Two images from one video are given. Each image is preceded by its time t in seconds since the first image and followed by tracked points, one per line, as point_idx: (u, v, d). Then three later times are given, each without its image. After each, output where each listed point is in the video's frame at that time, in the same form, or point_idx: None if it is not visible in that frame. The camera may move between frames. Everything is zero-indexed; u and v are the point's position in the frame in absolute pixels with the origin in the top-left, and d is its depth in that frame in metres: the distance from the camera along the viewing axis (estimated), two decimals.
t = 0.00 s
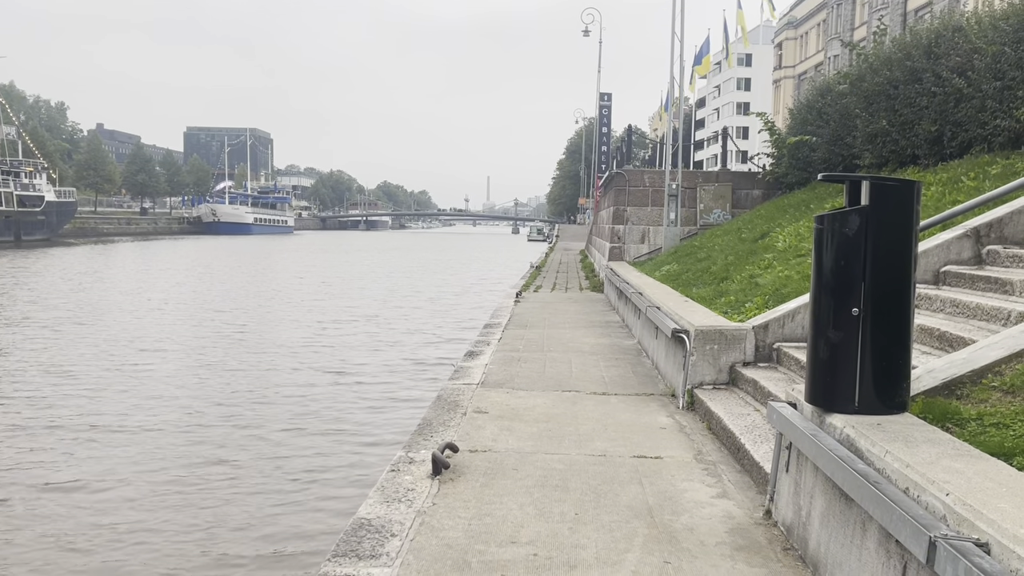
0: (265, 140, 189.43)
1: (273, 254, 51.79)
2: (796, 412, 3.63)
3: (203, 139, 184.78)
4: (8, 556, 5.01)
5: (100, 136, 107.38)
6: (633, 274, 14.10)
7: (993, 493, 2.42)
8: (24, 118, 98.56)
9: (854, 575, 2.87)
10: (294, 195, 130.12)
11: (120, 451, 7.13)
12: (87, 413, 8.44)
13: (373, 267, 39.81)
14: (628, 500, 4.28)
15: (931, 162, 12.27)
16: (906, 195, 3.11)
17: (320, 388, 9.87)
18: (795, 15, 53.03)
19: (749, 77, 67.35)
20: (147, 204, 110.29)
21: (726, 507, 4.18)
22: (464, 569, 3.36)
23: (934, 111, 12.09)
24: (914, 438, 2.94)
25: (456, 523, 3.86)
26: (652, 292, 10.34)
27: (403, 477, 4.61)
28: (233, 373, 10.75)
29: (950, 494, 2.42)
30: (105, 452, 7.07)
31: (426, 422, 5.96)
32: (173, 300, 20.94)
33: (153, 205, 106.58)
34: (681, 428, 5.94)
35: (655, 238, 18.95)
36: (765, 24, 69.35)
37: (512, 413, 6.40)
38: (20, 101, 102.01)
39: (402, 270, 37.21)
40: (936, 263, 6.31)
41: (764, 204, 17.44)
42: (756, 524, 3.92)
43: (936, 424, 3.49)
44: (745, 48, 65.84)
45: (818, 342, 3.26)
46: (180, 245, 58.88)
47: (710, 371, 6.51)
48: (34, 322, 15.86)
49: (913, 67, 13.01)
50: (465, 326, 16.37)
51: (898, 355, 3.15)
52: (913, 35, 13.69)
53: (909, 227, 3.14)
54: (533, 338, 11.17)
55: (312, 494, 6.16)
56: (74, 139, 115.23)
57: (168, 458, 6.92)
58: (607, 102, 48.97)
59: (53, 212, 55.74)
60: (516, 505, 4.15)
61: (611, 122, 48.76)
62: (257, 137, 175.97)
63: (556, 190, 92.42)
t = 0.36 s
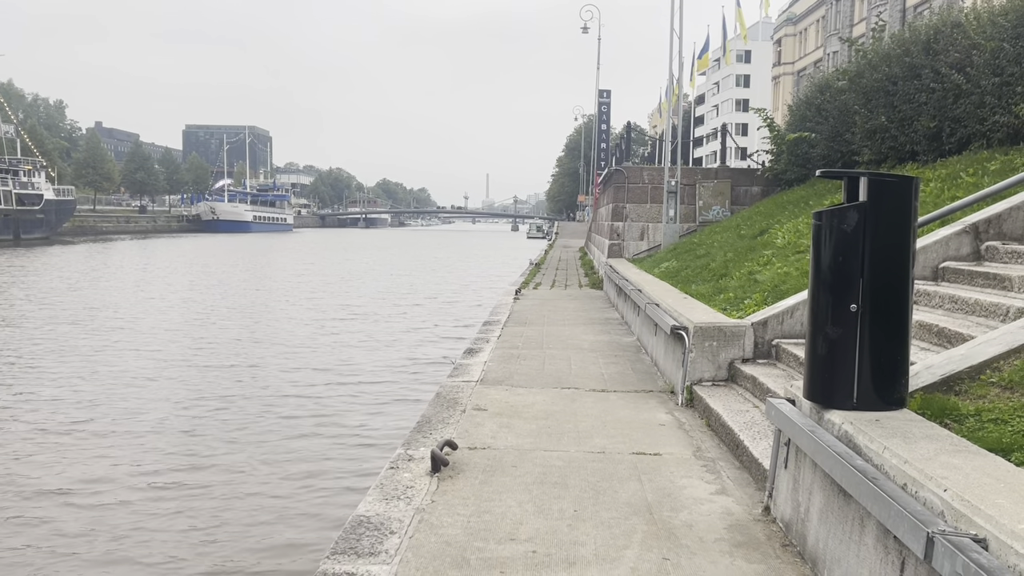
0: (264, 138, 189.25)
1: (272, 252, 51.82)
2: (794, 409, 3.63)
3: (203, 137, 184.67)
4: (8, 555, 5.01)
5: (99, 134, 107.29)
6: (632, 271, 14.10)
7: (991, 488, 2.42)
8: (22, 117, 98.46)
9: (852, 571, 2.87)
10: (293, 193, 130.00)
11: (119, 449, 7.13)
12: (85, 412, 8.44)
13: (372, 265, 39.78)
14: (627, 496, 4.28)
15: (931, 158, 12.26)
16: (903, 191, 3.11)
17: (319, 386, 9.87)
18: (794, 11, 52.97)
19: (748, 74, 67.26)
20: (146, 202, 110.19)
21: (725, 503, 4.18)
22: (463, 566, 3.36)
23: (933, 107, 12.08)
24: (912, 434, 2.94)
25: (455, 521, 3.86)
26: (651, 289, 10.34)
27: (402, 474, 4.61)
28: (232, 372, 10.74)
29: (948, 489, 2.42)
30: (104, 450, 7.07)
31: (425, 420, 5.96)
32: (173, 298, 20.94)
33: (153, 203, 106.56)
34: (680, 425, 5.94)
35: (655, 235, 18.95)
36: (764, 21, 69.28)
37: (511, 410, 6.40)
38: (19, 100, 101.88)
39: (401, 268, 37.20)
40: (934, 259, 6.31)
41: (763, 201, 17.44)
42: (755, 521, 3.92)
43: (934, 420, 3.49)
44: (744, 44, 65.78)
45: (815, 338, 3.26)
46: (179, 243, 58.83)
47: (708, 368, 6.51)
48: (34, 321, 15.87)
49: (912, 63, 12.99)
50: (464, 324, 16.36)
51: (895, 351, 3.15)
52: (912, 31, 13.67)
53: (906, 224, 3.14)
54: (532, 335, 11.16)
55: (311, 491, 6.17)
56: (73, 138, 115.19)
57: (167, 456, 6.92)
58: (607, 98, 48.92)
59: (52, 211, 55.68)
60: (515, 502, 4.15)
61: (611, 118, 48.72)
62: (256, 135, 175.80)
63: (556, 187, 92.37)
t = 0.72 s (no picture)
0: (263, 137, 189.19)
1: (273, 251, 51.87)
2: (794, 406, 3.63)
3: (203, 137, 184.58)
4: (8, 554, 5.02)
5: (98, 133, 107.20)
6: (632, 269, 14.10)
7: (989, 486, 2.42)
8: (21, 116, 98.38)
9: (850, 568, 2.88)
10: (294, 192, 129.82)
11: (119, 448, 7.13)
12: (86, 411, 8.45)
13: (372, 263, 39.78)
14: (626, 494, 4.28)
15: (930, 155, 12.26)
16: (902, 189, 3.12)
17: (320, 385, 9.88)
18: (794, 9, 52.92)
19: (748, 72, 67.24)
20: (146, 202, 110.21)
21: (724, 501, 4.19)
22: (462, 564, 3.36)
23: (932, 105, 12.08)
24: (910, 432, 2.95)
25: (455, 519, 3.87)
26: (651, 286, 10.33)
27: (402, 473, 4.62)
28: (232, 371, 10.74)
29: (946, 487, 2.43)
30: (104, 449, 7.08)
31: (425, 418, 5.97)
32: (173, 297, 20.95)
33: (153, 203, 106.57)
34: (680, 423, 5.94)
35: (654, 233, 18.95)
36: (763, 18, 69.27)
37: (510, 408, 6.40)
38: (19, 99, 101.86)
39: (401, 266, 37.22)
40: (934, 256, 6.31)
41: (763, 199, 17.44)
42: (754, 518, 3.93)
43: (933, 418, 3.49)
44: (744, 42, 65.75)
45: (814, 336, 3.26)
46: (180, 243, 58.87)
47: (708, 366, 6.51)
48: (34, 320, 15.87)
49: (912, 61, 12.99)
50: (464, 322, 16.37)
51: (895, 348, 3.16)
52: (911, 29, 13.67)
53: (905, 222, 3.14)
54: (532, 333, 11.17)
55: (312, 490, 6.18)
56: (73, 137, 115.27)
57: (167, 455, 6.93)
58: (606, 96, 48.95)
59: (52, 211, 55.71)
60: (515, 501, 4.16)
61: (610, 116, 48.72)
62: (255, 134, 175.75)
63: (556, 185, 92.35)
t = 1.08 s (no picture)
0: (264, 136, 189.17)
1: (274, 250, 51.90)
2: (795, 405, 3.64)
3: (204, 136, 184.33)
4: (12, 552, 5.03)
5: (99, 133, 107.29)
6: (633, 268, 14.12)
7: (991, 484, 2.43)
8: (22, 115, 98.32)
9: (852, 565, 2.89)
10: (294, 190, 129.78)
11: (122, 447, 7.14)
12: (88, 410, 8.46)
13: (373, 262, 39.77)
14: (628, 493, 4.30)
15: (931, 153, 12.26)
16: (903, 187, 3.12)
17: (322, 384, 9.90)
18: (794, 6, 52.88)
19: (749, 69, 67.18)
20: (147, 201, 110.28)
21: (726, 499, 4.20)
22: (465, 563, 3.37)
23: (933, 103, 12.08)
24: (911, 430, 2.96)
25: (457, 518, 3.88)
26: (653, 285, 10.34)
27: (404, 472, 4.63)
28: (234, 370, 10.76)
29: (947, 485, 2.44)
30: (107, 448, 7.10)
31: (427, 417, 5.98)
32: (174, 296, 20.98)
33: (154, 202, 106.59)
34: (681, 421, 5.95)
35: (655, 231, 18.96)
36: (764, 16, 69.24)
37: (512, 407, 6.42)
38: (19, 98, 101.86)
39: (402, 265, 37.21)
40: (935, 254, 6.31)
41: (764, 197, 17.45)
42: (755, 516, 3.94)
43: (933, 416, 3.50)
44: (744, 40, 65.71)
45: (815, 335, 3.27)
46: (181, 242, 58.88)
47: (709, 364, 6.52)
48: (36, 319, 15.89)
49: (912, 58, 12.98)
50: (465, 321, 16.39)
51: (895, 347, 3.16)
52: (912, 27, 13.67)
53: (906, 220, 3.15)
54: (533, 332, 11.18)
55: (314, 488, 6.19)
56: (73, 136, 115.37)
57: (170, 454, 6.94)
58: (606, 95, 48.93)
59: (53, 210, 55.77)
60: (517, 499, 4.17)
61: (611, 115, 48.72)
62: (255, 132, 175.74)
63: (556, 183, 92.38)
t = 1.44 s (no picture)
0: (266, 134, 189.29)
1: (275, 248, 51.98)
2: (797, 402, 3.64)
3: (205, 134, 184.14)
4: (15, 550, 5.05)
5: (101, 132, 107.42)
6: (634, 265, 14.14)
7: (992, 480, 2.44)
8: (25, 114, 98.54)
9: (854, 562, 2.89)
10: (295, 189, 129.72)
11: (125, 445, 7.16)
12: (92, 408, 8.49)
13: (375, 260, 39.83)
14: (630, 490, 4.30)
15: (933, 150, 12.25)
16: (904, 184, 3.12)
17: (324, 382, 9.93)
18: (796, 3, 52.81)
19: (750, 67, 67.11)
20: (149, 199, 110.42)
21: (728, 496, 4.20)
22: (468, 559, 3.38)
23: (935, 100, 12.06)
24: (913, 426, 2.96)
25: (460, 514, 3.89)
26: (655, 282, 10.33)
27: (407, 469, 4.64)
28: (236, 368, 10.78)
29: (948, 481, 2.44)
30: (110, 446, 7.12)
31: (429, 414, 5.99)
32: (177, 295, 21.03)
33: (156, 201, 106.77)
34: (683, 418, 5.96)
35: (657, 229, 18.96)
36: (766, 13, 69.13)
37: (514, 404, 6.43)
38: (21, 96, 101.94)
39: (404, 263, 37.25)
40: (937, 251, 6.31)
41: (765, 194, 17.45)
42: (757, 513, 3.95)
43: (935, 412, 3.50)
44: (746, 37, 65.64)
45: (818, 331, 3.28)
46: (183, 240, 59.01)
47: (711, 361, 6.53)
48: (39, 318, 15.93)
49: (914, 55, 12.96)
50: (467, 319, 16.41)
51: (896, 344, 3.17)
52: (913, 23, 13.65)
53: (908, 217, 3.15)
54: (535, 330, 11.19)
55: (316, 486, 6.21)
56: (75, 135, 115.51)
57: (173, 453, 6.96)
58: (607, 92, 48.93)
59: (56, 208, 55.87)
60: (519, 496, 4.18)
61: (612, 112, 48.73)
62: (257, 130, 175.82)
63: (558, 181, 92.40)
